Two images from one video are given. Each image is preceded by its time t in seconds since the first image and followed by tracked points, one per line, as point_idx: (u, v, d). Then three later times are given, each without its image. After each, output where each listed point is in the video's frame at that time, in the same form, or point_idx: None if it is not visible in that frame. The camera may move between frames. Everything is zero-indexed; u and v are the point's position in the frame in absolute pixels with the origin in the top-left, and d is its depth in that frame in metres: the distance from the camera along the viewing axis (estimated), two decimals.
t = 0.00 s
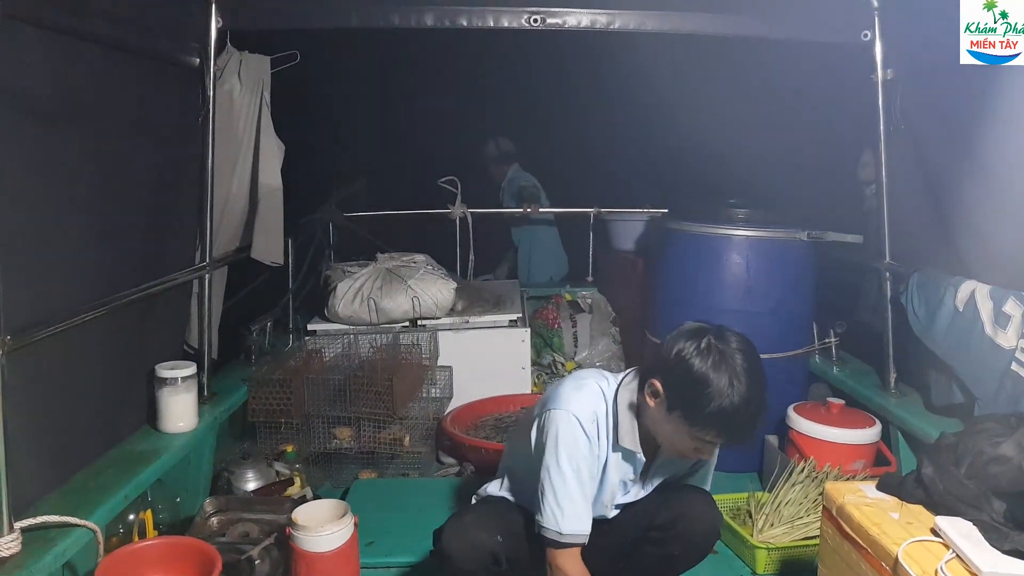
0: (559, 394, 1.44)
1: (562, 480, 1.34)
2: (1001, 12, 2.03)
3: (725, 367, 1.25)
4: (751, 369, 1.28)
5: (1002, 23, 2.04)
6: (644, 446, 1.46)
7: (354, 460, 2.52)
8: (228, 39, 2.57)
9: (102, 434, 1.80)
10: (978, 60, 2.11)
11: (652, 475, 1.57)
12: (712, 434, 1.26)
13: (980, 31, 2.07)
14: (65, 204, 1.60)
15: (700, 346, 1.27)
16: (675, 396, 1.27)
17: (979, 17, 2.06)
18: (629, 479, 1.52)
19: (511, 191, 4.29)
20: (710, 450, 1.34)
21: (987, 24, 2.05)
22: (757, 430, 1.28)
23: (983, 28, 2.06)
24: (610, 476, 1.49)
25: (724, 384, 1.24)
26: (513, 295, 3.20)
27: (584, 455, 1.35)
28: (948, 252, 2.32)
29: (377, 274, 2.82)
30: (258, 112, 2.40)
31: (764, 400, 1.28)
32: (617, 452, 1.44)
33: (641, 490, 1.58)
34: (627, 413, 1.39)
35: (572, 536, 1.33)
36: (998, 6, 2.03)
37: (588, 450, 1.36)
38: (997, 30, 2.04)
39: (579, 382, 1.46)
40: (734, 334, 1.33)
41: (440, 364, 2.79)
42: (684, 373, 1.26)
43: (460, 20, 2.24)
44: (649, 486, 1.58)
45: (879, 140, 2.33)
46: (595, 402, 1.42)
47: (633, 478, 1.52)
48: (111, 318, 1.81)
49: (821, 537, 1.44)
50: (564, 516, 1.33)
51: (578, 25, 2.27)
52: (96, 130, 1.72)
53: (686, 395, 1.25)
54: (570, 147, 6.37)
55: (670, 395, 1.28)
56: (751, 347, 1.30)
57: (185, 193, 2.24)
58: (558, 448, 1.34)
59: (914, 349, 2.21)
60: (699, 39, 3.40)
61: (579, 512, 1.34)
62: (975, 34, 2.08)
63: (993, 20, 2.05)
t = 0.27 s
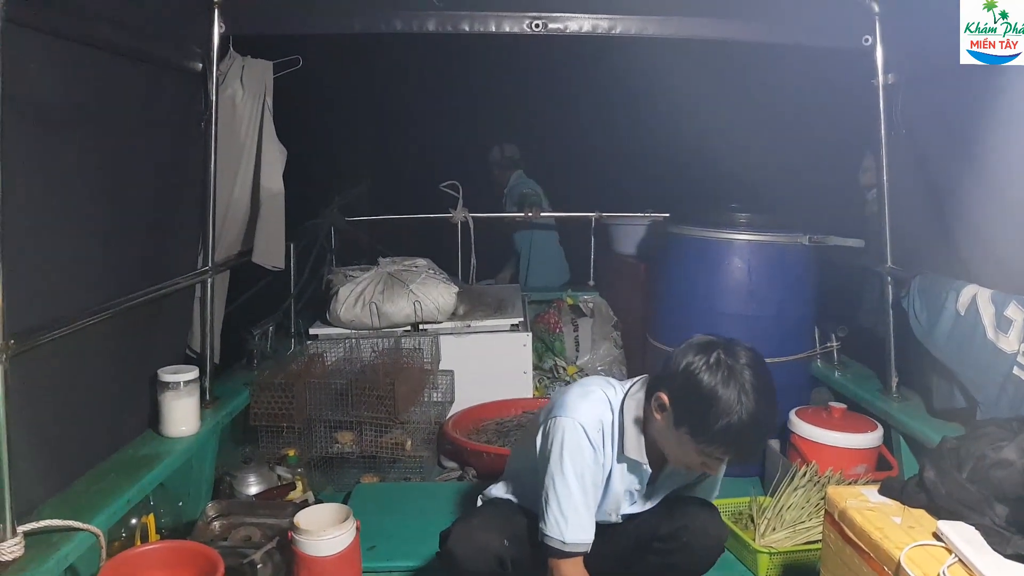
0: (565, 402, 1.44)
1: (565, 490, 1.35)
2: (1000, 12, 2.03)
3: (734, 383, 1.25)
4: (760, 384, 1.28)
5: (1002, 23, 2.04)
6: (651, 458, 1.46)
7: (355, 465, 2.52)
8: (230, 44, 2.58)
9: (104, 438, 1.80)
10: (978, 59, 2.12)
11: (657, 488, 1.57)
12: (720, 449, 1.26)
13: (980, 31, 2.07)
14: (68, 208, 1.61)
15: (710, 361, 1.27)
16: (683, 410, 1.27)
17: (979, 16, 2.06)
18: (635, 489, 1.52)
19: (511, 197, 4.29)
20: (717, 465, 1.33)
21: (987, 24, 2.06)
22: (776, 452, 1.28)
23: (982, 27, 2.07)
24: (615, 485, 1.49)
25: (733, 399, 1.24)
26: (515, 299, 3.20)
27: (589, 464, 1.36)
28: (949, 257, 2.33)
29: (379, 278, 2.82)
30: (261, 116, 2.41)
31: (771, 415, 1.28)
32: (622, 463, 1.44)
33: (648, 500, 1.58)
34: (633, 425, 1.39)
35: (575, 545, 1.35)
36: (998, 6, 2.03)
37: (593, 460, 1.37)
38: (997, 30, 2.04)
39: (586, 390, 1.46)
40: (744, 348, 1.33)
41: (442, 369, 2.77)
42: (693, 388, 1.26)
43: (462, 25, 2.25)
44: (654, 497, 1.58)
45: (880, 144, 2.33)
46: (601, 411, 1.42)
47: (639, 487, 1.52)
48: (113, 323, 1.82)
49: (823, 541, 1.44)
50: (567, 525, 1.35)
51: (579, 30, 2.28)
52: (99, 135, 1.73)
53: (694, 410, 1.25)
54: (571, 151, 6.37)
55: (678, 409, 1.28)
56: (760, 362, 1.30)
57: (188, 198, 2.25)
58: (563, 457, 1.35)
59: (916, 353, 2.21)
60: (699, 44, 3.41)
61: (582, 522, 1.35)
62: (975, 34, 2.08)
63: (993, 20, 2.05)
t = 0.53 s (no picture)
0: (574, 409, 1.45)
1: (574, 497, 1.36)
2: (1001, 12, 2.06)
3: (746, 402, 1.26)
4: (770, 401, 1.29)
5: (1002, 23, 2.06)
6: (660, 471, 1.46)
7: (358, 468, 2.51)
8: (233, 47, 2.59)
9: (106, 441, 1.80)
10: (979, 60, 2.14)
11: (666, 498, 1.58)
12: (730, 467, 1.26)
13: (980, 31, 2.09)
14: (72, 211, 1.61)
15: (722, 379, 1.28)
16: (692, 426, 1.28)
17: (979, 17, 2.09)
18: (642, 498, 1.53)
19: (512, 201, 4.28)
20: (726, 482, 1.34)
21: (987, 24, 2.08)
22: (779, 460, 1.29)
23: (983, 27, 2.09)
24: (622, 494, 1.50)
25: (745, 418, 1.25)
26: (517, 302, 3.20)
27: (597, 472, 1.37)
28: (952, 260, 2.32)
29: (381, 281, 2.82)
30: (263, 119, 2.42)
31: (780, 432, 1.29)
32: (630, 472, 1.45)
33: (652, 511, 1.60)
34: (642, 434, 1.40)
35: (582, 553, 1.35)
36: (998, 7, 2.06)
37: (601, 467, 1.38)
38: (997, 30, 2.06)
39: (595, 398, 1.47)
40: (754, 366, 1.34)
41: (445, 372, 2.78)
42: (706, 406, 1.27)
43: (464, 29, 2.26)
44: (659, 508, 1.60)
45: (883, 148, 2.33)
46: (610, 419, 1.43)
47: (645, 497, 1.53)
48: (116, 326, 1.82)
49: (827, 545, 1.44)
50: (575, 534, 1.35)
51: (582, 34, 2.28)
52: (103, 138, 1.74)
53: (704, 427, 1.26)
54: (573, 155, 6.38)
55: (689, 426, 1.29)
56: (771, 380, 1.31)
57: (191, 201, 2.25)
58: (572, 463, 1.36)
59: (919, 357, 2.21)
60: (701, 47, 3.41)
61: (589, 530, 1.36)
62: (975, 34, 2.10)
63: (993, 20, 2.07)
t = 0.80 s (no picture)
0: (583, 417, 1.45)
1: (581, 507, 1.35)
2: (1001, 12, 2.03)
3: (760, 426, 1.26)
4: (784, 423, 1.28)
5: (1002, 23, 2.04)
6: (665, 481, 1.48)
7: (360, 472, 2.52)
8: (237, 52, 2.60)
9: (111, 445, 1.81)
10: (978, 59, 2.11)
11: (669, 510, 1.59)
12: (739, 490, 1.26)
13: (980, 31, 2.06)
14: (76, 215, 1.62)
15: (737, 401, 1.28)
16: (704, 445, 1.27)
17: (979, 17, 2.06)
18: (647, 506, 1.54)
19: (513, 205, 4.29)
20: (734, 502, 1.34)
21: (987, 23, 2.05)
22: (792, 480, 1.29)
23: (982, 27, 2.06)
24: (628, 502, 1.51)
25: (758, 441, 1.25)
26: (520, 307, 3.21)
27: (605, 482, 1.37)
28: (955, 264, 2.32)
29: (384, 285, 2.83)
30: (267, 123, 2.42)
31: (793, 455, 1.28)
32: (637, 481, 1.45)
33: (657, 519, 1.61)
34: (650, 444, 1.41)
35: (589, 563, 1.35)
36: (998, 6, 2.03)
37: (609, 477, 1.38)
38: (997, 29, 2.04)
39: (603, 406, 1.48)
40: (770, 388, 1.33)
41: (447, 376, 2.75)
42: (719, 428, 1.26)
43: (468, 33, 2.27)
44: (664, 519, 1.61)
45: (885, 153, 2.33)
46: (619, 427, 1.43)
47: (651, 504, 1.54)
48: (121, 330, 1.83)
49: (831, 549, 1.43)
50: (581, 544, 1.35)
51: (585, 38, 2.28)
52: (107, 143, 1.74)
53: (716, 448, 1.25)
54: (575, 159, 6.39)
55: (702, 449, 1.27)
56: (786, 402, 1.31)
57: (195, 206, 2.26)
58: (580, 472, 1.36)
59: (921, 362, 2.21)
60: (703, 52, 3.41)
61: (596, 541, 1.35)
62: (975, 34, 2.07)
63: (993, 20, 2.05)
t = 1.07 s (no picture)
0: (587, 423, 1.45)
1: (587, 513, 1.35)
2: (1001, 11, 1.99)
3: (769, 444, 1.25)
4: (791, 442, 1.28)
5: (1002, 23, 2.00)
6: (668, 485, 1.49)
7: (363, 474, 2.52)
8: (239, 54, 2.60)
9: (113, 448, 1.81)
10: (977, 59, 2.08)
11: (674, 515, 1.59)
12: (746, 507, 1.26)
13: (979, 31, 2.03)
14: (79, 217, 1.62)
15: (746, 419, 1.27)
16: (711, 461, 1.27)
17: (979, 17, 2.02)
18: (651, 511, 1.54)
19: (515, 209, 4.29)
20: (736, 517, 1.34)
21: (987, 23, 2.02)
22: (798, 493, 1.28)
23: (982, 27, 2.03)
24: (632, 507, 1.51)
25: (767, 460, 1.24)
26: (522, 309, 3.20)
27: (611, 487, 1.37)
28: (958, 267, 2.32)
29: (386, 287, 2.83)
30: (269, 125, 2.43)
31: (799, 474, 1.28)
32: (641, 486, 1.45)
33: (662, 523, 1.61)
34: (656, 451, 1.41)
35: (594, 569, 1.35)
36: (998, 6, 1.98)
37: (615, 482, 1.38)
38: (997, 29, 2.01)
39: (607, 412, 1.48)
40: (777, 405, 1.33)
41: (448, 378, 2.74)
42: (729, 445, 1.25)
43: (470, 36, 2.27)
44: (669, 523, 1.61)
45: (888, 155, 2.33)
46: (623, 433, 1.44)
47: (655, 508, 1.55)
48: (123, 332, 1.83)
49: (834, 551, 1.43)
50: (588, 551, 1.35)
51: (587, 41, 2.28)
52: (110, 145, 1.74)
53: (725, 466, 1.24)
54: (578, 161, 6.38)
55: (710, 465, 1.27)
56: (793, 421, 1.31)
57: (198, 208, 2.27)
58: (586, 478, 1.36)
59: (924, 364, 2.20)
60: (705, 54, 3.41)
61: (602, 547, 1.35)
62: (975, 34, 2.04)
63: (993, 20, 2.01)
